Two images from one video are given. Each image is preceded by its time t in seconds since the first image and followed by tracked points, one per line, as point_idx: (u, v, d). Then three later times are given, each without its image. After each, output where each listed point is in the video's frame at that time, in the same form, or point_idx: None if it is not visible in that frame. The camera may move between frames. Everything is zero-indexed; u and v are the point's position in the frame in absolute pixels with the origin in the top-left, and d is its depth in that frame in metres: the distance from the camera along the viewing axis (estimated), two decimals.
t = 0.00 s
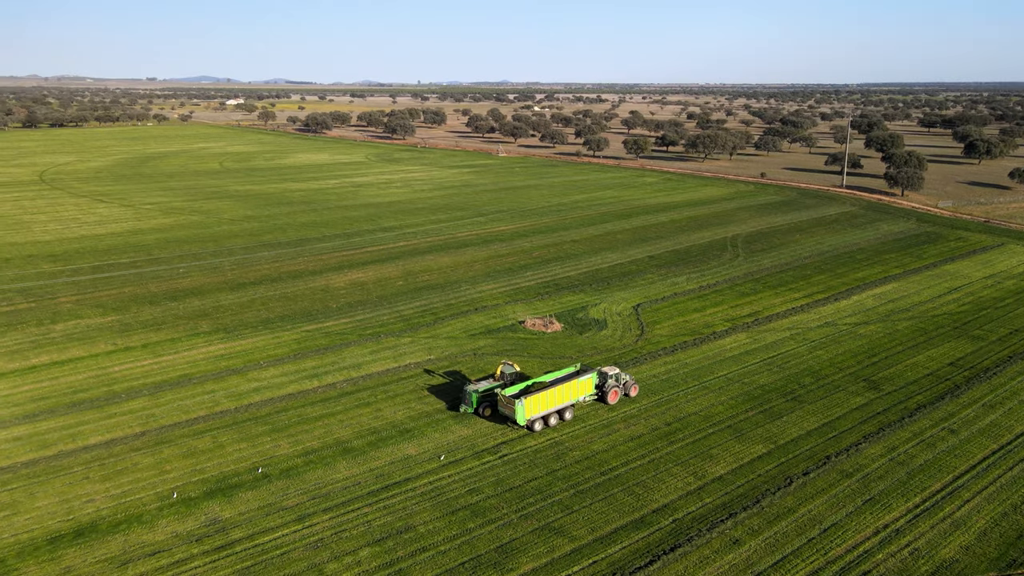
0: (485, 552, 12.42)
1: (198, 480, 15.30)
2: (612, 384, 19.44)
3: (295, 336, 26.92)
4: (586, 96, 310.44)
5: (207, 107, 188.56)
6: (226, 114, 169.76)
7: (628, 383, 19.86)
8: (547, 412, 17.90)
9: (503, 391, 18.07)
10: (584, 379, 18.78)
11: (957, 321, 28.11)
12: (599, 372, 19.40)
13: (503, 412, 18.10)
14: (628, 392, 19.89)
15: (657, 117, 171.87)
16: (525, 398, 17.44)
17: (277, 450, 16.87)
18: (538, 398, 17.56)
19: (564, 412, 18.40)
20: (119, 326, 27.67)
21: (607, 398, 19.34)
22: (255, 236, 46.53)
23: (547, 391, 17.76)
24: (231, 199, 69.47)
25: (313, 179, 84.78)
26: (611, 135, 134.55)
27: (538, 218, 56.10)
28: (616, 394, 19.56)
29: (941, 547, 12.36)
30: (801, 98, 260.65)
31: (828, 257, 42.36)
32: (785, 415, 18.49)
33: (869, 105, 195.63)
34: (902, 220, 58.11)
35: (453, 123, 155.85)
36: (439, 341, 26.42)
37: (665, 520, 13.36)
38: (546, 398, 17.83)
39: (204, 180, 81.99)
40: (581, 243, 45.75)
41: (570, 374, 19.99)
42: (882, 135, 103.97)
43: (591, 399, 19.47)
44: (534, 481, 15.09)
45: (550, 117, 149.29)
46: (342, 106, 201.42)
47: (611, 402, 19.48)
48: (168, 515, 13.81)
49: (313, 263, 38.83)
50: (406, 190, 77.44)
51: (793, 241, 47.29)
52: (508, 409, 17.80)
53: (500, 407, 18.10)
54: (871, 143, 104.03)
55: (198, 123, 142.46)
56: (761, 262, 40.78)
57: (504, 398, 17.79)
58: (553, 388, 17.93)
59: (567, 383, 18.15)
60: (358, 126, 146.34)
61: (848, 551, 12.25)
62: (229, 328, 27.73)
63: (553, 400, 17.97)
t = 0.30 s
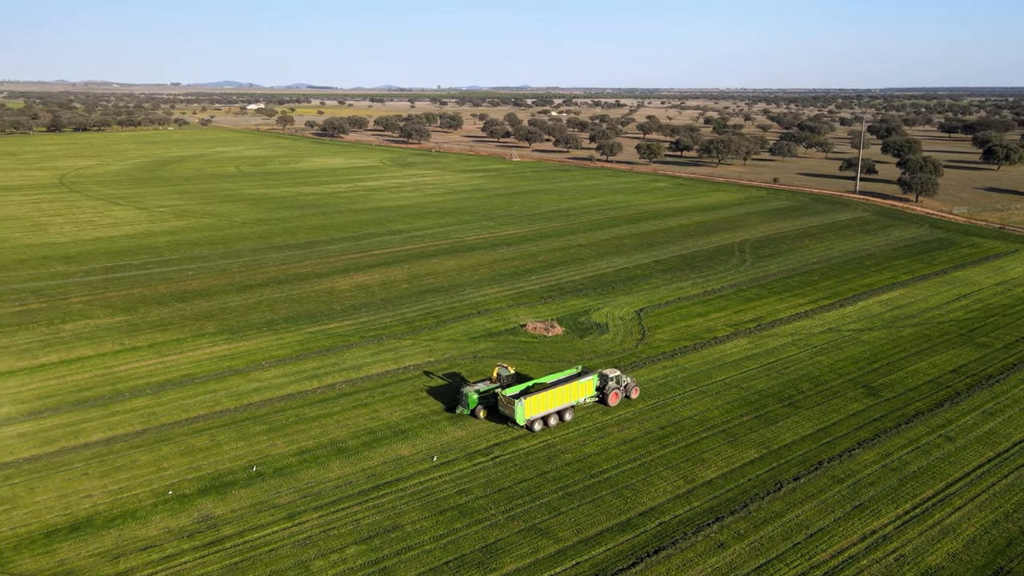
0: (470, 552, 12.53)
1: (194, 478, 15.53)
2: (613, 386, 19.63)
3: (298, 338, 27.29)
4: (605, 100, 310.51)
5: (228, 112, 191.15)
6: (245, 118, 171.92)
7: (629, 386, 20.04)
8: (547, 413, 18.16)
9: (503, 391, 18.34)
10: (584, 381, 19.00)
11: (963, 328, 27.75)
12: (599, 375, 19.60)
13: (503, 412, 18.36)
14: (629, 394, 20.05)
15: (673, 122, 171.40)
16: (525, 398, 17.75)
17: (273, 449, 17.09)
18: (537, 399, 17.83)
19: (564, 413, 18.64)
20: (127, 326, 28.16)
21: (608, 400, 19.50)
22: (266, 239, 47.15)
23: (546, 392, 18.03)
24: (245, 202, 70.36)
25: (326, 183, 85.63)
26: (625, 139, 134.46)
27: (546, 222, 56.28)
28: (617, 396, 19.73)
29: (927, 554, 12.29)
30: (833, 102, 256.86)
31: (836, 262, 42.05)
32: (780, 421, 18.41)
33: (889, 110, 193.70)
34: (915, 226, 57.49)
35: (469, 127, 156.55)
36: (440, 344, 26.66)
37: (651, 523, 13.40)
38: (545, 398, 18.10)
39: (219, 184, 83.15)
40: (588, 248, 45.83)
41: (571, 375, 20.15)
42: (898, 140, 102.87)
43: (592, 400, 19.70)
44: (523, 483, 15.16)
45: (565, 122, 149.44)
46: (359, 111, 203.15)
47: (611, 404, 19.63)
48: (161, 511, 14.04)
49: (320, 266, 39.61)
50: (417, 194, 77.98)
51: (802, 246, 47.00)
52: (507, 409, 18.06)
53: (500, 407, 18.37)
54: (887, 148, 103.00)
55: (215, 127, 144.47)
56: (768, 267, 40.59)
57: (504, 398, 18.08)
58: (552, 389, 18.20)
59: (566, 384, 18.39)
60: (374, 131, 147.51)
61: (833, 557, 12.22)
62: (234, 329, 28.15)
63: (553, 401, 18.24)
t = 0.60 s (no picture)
0: (458, 550, 12.66)
1: (193, 474, 15.82)
2: (616, 387, 19.95)
3: (305, 338, 27.70)
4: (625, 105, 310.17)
5: (249, 116, 193.56)
6: (264, 122, 173.91)
7: (633, 388, 20.34)
8: (549, 413, 18.46)
9: (506, 391, 18.65)
10: (587, 382, 19.32)
11: (972, 335, 27.31)
12: (603, 376, 19.96)
13: (506, 411, 18.66)
14: (632, 395, 20.34)
15: (691, 125, 170.48)
16: (527, 398, 18.03)
17: (271, 447, 17.36)
18: (540, 399, 18.15)
19: (566, 413, 18.90)
20: (138, 325, 28.72)
21: (611, 401, 19.83)
22: (279, 241, 47.73)
23: (549, 392, 18.34)
24: (261, 205, 71.24)
25: (341, 186, 86.36)
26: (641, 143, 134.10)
27: (557, 225, 56.38)
28: (620, 397, 20.05)
29: (916, 560, 12.22)
30: (856, 107, 253.92)
31: (848, 267, 41.65)
32: (778, 425, 18.33)
33: (912, 115, 190.76)
34: (932, 231, 56.69)
35: (486, 131, 157.01)
36: (444, 345, 26.89)
37: (640, 525, 13.46)
38: (549, 398, 18.41)
39: (236, 186, 84.25)
40: (597, 251, 45.87)
41: (574, 376, 20.42)
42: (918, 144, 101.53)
43: (593, 401, 19.95)
44: (515, 483, 15.27)
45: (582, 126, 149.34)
46: (379, 115, 204.60)
47: (614, 405, 19.97)
48: (160, 506, 14.32)
49: (329, 268, 40.16)
50: (431, 197, 78.45)
51: (813, 250, 46.62)
52: (510, 409, 18.38)
53: (503, 407, 18.69)
54: (907, 153, 101.63)
55: (235, 131, 146.30)
56: (777, 271, 40.35)
57: (507, 398, 18.38)
58: (556, 389, 18.53)
59: (568, 385, 18.69)
60: (392, 134, 148.60)
61: (820, 562, 12.21)
62: (242, 329, 28.62)
63: (556, 401, 18.55)
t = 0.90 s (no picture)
0: (448, 547, 12.80)
1: (197, 468, 16.16)
2: (622, 388, 20.04)
3: (314, 338, 28.10)
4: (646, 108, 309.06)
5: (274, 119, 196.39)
6: (287, 125, 176.15)
7: (638, 389, 20.44)
8: (554, 412, 18.61)
9: (512, 389, 18.84)
10: (592, 382, 19.43)
11: (986, 341, 26.83)
12: (608, 376, 20.07)
13: (511, 409, 18.86)
14: (638, 397, 20.43)
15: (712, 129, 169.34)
16: (531, 397, 18.23)
17: (274, 443, 17.67)
18: (544, 398, 18.32)
19: (571, 413, 19.05)
20: (153, 323, 29.37)
21: (616, 402, 19.93)
22: (294, 242, 48.36)
23: (554, 391, 18.51)
24: (280, 206, 72.24)
25: (359, 187, 87.19)
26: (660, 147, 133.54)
27: (571, 228, 56.46)
28: (626, 398, 20.14)
29: (907, 565, 12.15)
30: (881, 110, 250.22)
31: (862, 271, 41.12)
32: (778, 429, 18.25)
33: (939, 118, 187.25)
34: (952, 236, 55.71)
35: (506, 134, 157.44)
36: (450, 346, 27.10)
37: (631, 526, 13.51)
38: (553, 398, 18.57)
39: (257, 188, 85.47)
40: (609, 254, 45.87)
41: (579, 375, 20.53)
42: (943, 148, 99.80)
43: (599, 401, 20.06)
44: (509, 483, 15.37)
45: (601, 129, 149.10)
46: (401, 118, 206.18)
47: (620, 406, 20.08)
48: (162, 498, 14.65)
49: (342, 268, 40.63)
50: (447, 200, 78.90)
51: (828, 254, 46.11)
52: (516, 407, 18.57)
53: (509, 405, 18.88)
54: (931, 157, 99.89)
55: (258, 133, 148.33)
56: (790, 275, 39.99)
57: (512, 396, 18.57)
58: (561, 388, 18.68)
59: (573, 385, 18.84)
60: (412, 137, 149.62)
61: (809, 565, 12.18)
62: (253, 328, 29.13)
63: (561, 400, 18.70)
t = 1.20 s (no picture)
0: (440, 542, 12.98)
1: (201, 461, 16.52)
2: (626, 388, 20.10)
3: (323, 336, 28.48)
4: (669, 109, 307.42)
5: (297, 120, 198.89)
6: (309, 126, 178.16)
7: (643, 389, 20.48)
8: (557, 411, 18.78)
9: (515, 387, 19.04)
10: (596, 381, 19.53)
11: (1000, 347, 26.34)
12: (613, 376, 20.14)
13: (514, 407, 19.08)
14: (643, 396, 20.49)
15: (734, 130, 167.92)
16: (534, 396, 18.44)
17: (277, 438, 18.00)
18: (547, 396, 18.50)
19: (574, 412, 19.21)
20: (167, 321, 30.02)
21: (621, 401, 20.00)
22: (310, 242, 49.01)
23: (557, 390, 18.67)
24: (298, 206, 73.15)
25: (377, 188, 87.94)
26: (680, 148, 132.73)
27: (585, 229, 56.47)
28: (630, 398, 20.19)
29: (898, 569, 12.09)
30: (910, 111, 245.88)
31: (878, 273, 40.55)
32: (778, 432, 18.17)
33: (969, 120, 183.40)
34: (974, 239, 54.65)
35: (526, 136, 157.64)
36: (456, 345, 27.30)
37: (623, 525, 13.57)
38: (556, 396, 18.73)
39: (277, 188, 86.63)
40: (621, 255, 45.85)
41: (584, 375, 20.62)
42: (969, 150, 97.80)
43: (600, 401, 20.11)
44: (504, 481, 15.51)
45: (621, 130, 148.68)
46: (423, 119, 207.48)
47: (624, 405, 20.14)
48: (164, 490, 15.02)
49: (355, 268, 41.07)
50: (463, 201, 79.28)
51: (844, 256, 45.56)
52: (519, 405, 18.78)
53: (512, 403, 19.09)
54: (957, 159, 97.96)
55: (279, 134, 150.21)
56: (803, 278, 39.61)
57: (515, 394, 18.78)
58: (564, 387, 18.84)
59: (576, 384, 18.98)
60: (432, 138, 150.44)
61: (799, 567, 12.16)
62: (264, 326, 29.63)
63: (564, 399, 18.86)
